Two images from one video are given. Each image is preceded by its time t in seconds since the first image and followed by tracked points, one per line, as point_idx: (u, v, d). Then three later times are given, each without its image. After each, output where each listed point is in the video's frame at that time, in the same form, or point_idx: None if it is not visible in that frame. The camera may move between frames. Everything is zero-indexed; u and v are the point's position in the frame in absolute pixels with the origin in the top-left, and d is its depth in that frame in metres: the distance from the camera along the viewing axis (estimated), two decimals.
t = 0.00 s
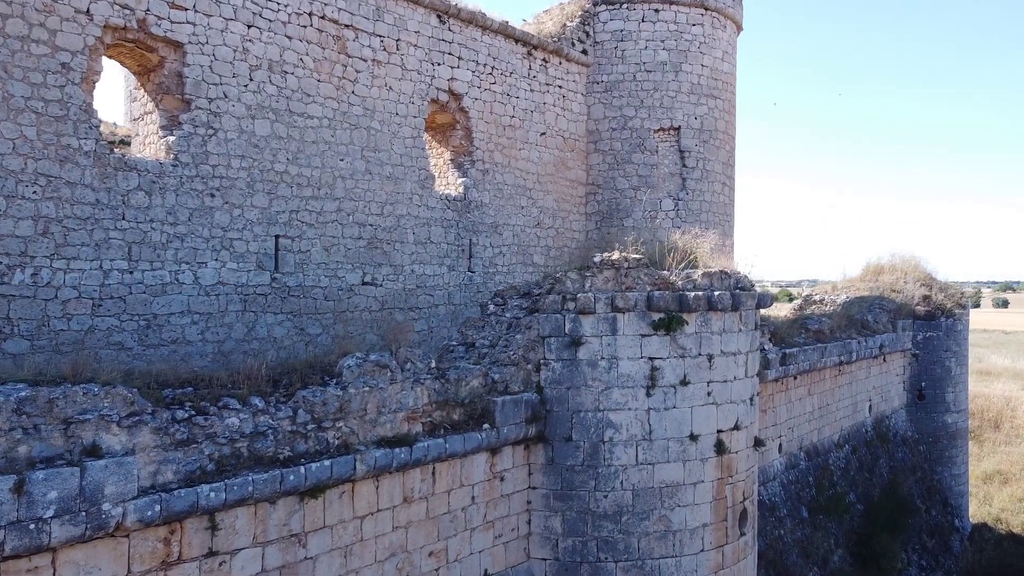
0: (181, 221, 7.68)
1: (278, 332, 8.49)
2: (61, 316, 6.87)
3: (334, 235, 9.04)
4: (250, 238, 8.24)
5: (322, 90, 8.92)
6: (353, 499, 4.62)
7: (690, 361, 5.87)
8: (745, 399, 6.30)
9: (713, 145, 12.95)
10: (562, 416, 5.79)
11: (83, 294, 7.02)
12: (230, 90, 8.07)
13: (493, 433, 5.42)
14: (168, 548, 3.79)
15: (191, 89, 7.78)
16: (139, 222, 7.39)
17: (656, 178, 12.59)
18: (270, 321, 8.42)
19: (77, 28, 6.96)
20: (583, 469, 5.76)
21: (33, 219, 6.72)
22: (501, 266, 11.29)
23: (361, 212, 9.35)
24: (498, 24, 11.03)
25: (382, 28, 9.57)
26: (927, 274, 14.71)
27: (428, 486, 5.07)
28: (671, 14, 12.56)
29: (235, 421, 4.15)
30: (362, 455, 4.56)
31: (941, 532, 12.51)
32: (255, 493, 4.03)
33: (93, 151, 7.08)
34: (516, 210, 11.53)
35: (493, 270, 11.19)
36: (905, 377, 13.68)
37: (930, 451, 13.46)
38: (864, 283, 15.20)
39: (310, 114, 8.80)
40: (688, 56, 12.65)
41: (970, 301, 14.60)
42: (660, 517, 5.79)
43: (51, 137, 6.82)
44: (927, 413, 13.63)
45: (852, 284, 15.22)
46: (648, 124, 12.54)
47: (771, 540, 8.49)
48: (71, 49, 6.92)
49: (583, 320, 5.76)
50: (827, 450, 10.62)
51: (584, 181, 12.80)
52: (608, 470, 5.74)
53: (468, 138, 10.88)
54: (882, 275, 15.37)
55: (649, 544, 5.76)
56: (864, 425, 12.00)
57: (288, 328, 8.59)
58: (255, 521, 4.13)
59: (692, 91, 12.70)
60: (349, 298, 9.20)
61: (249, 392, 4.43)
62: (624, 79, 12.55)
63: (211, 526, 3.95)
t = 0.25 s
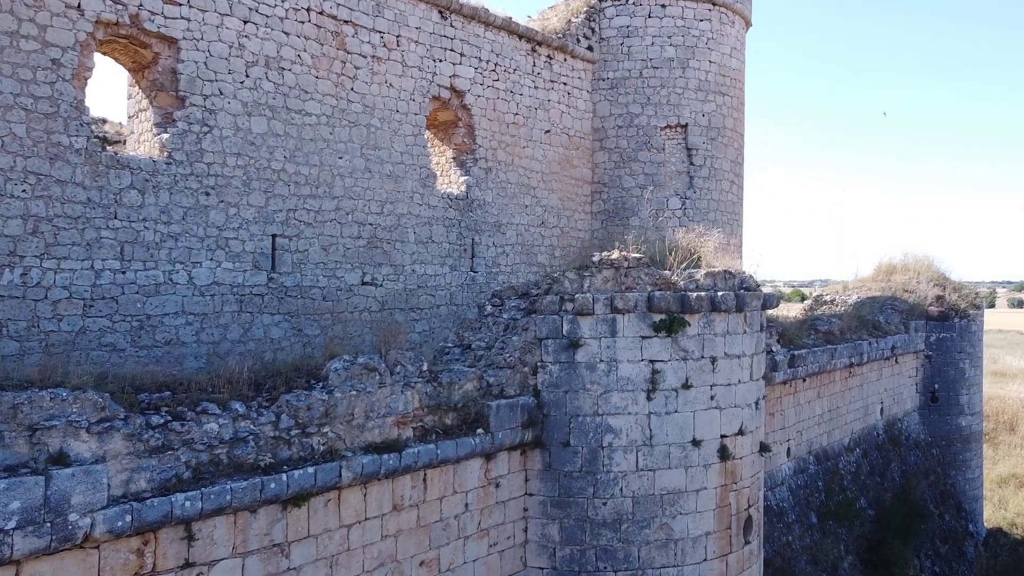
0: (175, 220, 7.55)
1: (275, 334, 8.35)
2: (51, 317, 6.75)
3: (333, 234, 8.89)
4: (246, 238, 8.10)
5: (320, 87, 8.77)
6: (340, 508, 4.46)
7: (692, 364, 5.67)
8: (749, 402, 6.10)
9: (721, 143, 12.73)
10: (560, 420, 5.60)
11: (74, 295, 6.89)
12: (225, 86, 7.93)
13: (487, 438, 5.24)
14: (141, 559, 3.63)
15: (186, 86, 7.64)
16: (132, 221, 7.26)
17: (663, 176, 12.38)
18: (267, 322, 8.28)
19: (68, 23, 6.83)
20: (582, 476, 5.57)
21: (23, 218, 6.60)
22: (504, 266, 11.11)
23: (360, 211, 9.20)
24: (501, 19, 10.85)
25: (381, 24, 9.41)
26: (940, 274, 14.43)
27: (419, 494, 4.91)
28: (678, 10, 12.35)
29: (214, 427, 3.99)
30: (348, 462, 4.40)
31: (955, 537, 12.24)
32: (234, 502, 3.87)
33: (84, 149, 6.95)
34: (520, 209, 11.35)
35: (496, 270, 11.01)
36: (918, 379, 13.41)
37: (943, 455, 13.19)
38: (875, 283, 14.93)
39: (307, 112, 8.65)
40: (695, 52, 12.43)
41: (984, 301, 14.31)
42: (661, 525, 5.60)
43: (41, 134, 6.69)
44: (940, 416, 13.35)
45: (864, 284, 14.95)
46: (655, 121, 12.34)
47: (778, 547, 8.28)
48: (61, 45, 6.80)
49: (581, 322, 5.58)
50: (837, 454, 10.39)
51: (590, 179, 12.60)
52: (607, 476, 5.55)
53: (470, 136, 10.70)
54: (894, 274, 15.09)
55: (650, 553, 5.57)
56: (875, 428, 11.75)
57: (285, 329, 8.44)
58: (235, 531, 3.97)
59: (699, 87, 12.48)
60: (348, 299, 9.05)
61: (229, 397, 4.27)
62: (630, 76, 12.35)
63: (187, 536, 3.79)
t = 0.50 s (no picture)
0: (165, 218, 7.41)
1: (268, 334, 8.21)
2: (37, 317, 6.63)
3: (328, 233, 8.74)
4: (238, 237, 7.96)
5: (315, 84, 8.63)
6: (322, 516, 4.30)
7: (690, 367, 5.50)
8: (750, 406, 5.92)
9: (724, 141, 12.54)
10: (554, 424, 5.44)
11: (61, 295, 6.77)
12: (217, 83, 7.79)
13: (478, 443, 5.08)
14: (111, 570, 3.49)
15: (176, 82, 7.51)
16: (121, 220, 7.13)
17: (666, 174, 12.20)
18: (260, 322, 8.14)
19: (54, 18, 6.70)
20: (576, 482, 5.41)
21: (7, 217, 6.48)
22: (504, 265, 10.95)
23: (356, 209, 9.05)
24: (500, 15, 10.69)
25: (378, 20, 9.26)
26: (948, 274, 14.20)
27: (407, 501, 4.75)
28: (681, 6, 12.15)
29: (189, 432, 3.85)
30: (331, 468, 4.25)
31: (963, 542, 12.02)
32: (209, 511, 3.72)
33: (71, 147, 6.83)
34: (520, 207, 11.19)
35: (496, 269, 10.85)
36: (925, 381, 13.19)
37: (951, 457, 12.97)
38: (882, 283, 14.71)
39: (302, 109, 8.51)
40: (698, 48, 12.24)
41: (992, 301, 14.08)
42: (658, 532, 5.44)
43: (26, 132, 6.57)
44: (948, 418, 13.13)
45: (870, 284, 14.74)
46: (657, 119, 12.16)
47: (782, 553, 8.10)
48: (47, 40, 6.67)
49: (576, 323, 5.41)
50: (842, 457, 10.20)
51: (591, 178, 12.43)
52: (602, 482, 5.39)
53: (469, 134, 10.54)
54: (901, 274, 14.87)
55: (647, 561, 5.41)
56: (881, 431, 11.55)
57: (279, 330, 8.30)
58: (211, 540, 3.83)
59: (702, 85, 12.29)
60: (343, 299, 8.90)
61: (207, 401, 4.13)
62: (632, 73, 12.17)
63: (160, 546, 3.65)
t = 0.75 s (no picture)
0: (149, 217, 7.26)
1: (256, 335, 8.06)
2: (16, 318, 6.49)
3: (317, 232, 8.59)
4: (225, 236, 7.81)
5: (304, 80, 8.48)
6: (299, 524, 4.15)
7: (683, 369, 5.35)
8: (745, 409, 5.77)
9: (723, 139, 12.37)
10: (542, 428, 5.29)
11: (41, 295, 6.63)
12: (203, 79, 7.64)
13: (463, 448, 4.93)
14: None
15: (161, 78, 7.36)
16: (104, 219, 6.99)
17: (663, 173, 12.04)
18: (247, 323, 8.00)
19: (34, 12, 6.55)
20: (566, 487, 5.26)
21: None
22: (498, 265, 10.80)
23: (347, 208, 8.90)
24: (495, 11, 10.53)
25: (369, 15, 9.10)
26: (950, 274, 14.03)
27: (388, 507, 4.60)
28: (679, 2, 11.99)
29: (158, 438, 3.70)
30: (308, 474, 4.09)
31: (965, 545, 11.86)
32: (177, 520, 3.57)
33: (52, 143, 6.68)
34: (515, 206, 11.03)
35: (490, 269, 10.69)
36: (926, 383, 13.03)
37: (952, 459, 12.81)
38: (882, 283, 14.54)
39: (291, 106, 8.36)
40: (696, 45, 12.07)
41: (994, 302, 13.91)
42: (650, 539, 5.29)
43: (6, 128, 6.42)
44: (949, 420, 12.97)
45: (871, 284, 14.57)
46: (654, 117, 11.99)
47: (779, 558, 7.95)
48: (27, 34, 6.52)
49: (565, 324, 5.26)
50: (841, 460, 10.04)
51: (588, 177, 12.28)
52: (592, 487, 5.24)
53: (463, 131, 10.38)
54: (902, 274, 14.70)
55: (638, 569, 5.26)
56: (881, 433, 11.39)
57: (267, 331, 8.15)
58: (180, 550, 3.68)
59: (700, 82, 12.12)
60: (333, 299, 8.75)
61: (178, 405, 3.98)
62: (629, 70, 12.01)
63: (125, 557, 3.50)
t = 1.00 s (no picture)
0: (132, 215, 7.12)
1: (243, 336, 7.92)
2: None
3: (306, 231, 8.44)
4: (210, 235, 7.66)
5: (292, 77, 8.33)
6: (274, 533, 4.00)
7: (675, 372, 5.20)
8: (739, 413, 5.62)
9: (720, 138, 12.23)
10: (530, 432, 5.14)
11: (20, 295, 6.48)
12: (188, 75, 7.50)
13: (448, 453, 4.78)
14: None
15: (144, 74, 7.21)
16: (85, 217, 6.84)
17: (659, 172, 11.89)
18: (234, 324, 7.85)
19: (12, 6, 6.42)
20: (554, 493, 5.11)
21: None
22: (492, 265, 10.65)
23: (336, 207, 8.75)
24: (487, 7, 10.38)
25: (359, 11, 8.96)
26: (949, 274, 13.89)
27: (369, 515, 4.45)
28: None
29: (124, 445, 3.56)
30: (283, 482, 3.94)
31: (964, 549, 11.71)
32: (142, 531, 3.42)
33: (31, 140, 6.54)
34: (508, 205, 10.89)
35: (483, 269, 10.54)
36: (925, 384, 12.88)
37: (951, 462, 12.66)
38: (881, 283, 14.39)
39: (278, 102, 8.21)
40: (693, 42, 11.92)
41: (994, 302, 13.77)
42: (640, 546, 5.14)
43: None
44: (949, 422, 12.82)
45: (869, 284, 14.42)
46: (650, 115, 11.84)
47: (775, 563, 7.80)
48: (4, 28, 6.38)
49: (553, 325, 5.11)
50: (839, 463, 9.90)
51: (583, 175, 12.13)
52: (581, 494, 5.09)
53: (455, 129, 10.23)
54: (901, 274, 14.55)
55: None
56: (880, 435, 11.25)
57: (254, 332, 8.00)
58: (147, 562, 3.53)
59: (697, 80, 11.97)
60: (322, 299, 8.61)
61: (147, 410, 3.83)
62: (625, 68, 11.86)
63: (88, 569, 3.35)
